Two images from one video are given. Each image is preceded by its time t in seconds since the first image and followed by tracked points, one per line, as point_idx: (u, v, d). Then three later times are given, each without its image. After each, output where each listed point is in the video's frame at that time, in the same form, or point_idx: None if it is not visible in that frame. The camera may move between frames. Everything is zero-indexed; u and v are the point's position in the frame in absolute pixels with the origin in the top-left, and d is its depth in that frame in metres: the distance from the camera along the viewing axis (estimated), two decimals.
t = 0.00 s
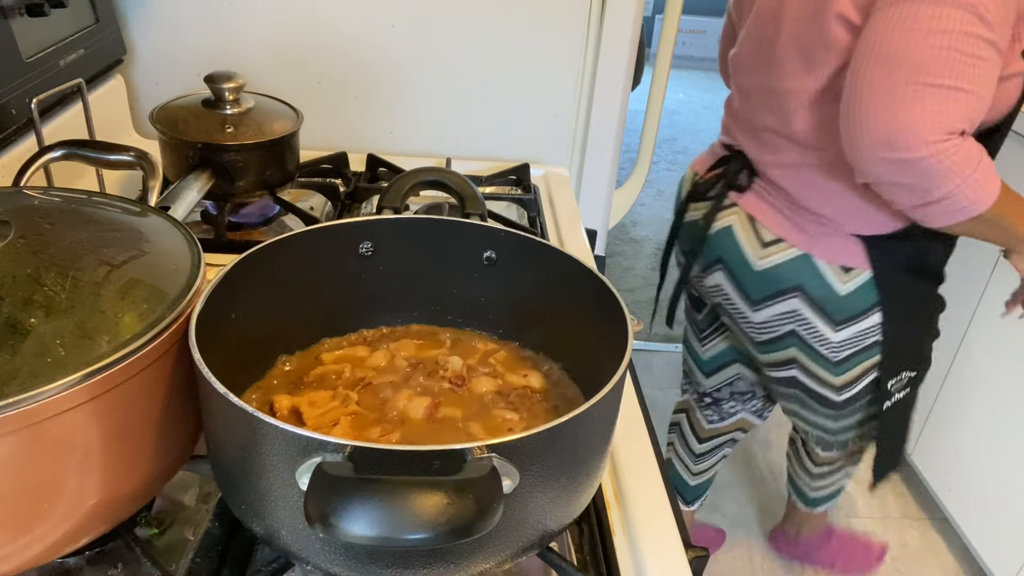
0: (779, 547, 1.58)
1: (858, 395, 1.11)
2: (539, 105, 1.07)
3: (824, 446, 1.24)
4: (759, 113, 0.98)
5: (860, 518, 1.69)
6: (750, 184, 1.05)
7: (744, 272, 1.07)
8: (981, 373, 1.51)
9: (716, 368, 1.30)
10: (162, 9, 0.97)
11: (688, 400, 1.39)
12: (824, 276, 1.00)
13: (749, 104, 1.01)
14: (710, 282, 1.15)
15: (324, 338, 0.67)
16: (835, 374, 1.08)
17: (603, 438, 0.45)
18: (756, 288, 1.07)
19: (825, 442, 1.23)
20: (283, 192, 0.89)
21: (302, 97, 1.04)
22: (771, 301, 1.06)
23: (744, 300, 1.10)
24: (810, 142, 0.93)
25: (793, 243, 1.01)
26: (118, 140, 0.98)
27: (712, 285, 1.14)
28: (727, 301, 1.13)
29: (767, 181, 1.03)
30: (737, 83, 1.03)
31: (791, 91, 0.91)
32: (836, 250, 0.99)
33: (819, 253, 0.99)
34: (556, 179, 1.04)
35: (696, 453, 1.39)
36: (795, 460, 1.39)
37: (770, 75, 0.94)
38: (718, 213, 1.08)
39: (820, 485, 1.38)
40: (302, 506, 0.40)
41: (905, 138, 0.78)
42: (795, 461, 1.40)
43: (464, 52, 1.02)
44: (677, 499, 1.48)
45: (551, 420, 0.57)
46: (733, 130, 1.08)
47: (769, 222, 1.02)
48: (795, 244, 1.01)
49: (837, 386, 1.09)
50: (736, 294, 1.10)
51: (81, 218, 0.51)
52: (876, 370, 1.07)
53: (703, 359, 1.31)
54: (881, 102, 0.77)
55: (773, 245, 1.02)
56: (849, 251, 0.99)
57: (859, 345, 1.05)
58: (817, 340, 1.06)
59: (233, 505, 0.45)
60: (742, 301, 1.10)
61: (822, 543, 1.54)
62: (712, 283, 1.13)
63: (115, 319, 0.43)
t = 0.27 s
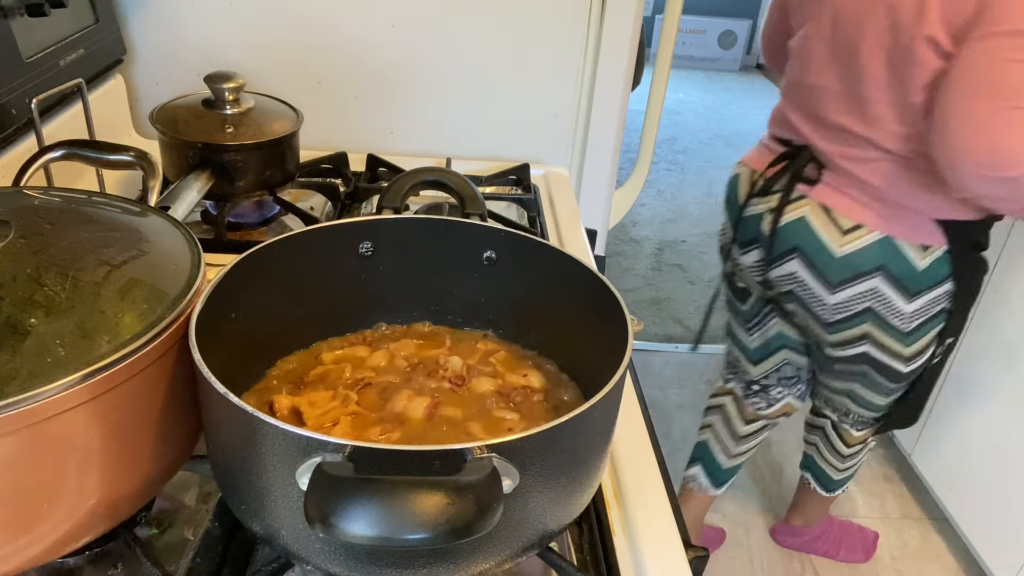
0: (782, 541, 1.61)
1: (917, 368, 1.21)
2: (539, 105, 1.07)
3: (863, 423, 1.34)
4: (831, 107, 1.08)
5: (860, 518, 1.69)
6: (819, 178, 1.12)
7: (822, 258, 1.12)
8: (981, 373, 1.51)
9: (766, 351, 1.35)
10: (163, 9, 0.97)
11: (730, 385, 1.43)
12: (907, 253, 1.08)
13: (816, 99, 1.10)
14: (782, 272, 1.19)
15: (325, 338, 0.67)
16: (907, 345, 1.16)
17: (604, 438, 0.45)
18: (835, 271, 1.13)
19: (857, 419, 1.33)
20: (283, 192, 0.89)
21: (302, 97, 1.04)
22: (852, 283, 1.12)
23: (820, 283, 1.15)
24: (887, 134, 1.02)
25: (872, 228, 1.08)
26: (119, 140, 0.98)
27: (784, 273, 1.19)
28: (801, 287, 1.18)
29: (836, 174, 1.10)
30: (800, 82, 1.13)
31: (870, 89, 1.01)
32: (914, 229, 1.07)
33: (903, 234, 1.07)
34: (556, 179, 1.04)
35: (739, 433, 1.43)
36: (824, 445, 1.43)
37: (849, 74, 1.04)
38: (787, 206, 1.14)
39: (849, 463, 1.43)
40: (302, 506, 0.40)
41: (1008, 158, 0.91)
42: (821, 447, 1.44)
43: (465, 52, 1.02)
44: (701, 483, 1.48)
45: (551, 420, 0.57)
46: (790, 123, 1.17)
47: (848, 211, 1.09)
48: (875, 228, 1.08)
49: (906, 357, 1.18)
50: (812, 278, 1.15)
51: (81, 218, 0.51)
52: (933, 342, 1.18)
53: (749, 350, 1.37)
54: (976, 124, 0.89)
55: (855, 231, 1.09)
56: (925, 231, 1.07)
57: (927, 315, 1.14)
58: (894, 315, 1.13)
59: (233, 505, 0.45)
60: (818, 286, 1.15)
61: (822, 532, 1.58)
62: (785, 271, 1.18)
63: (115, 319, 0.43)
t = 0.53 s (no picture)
0: (782, 541, 1.61)
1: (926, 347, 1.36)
2: (539, 105, 1.07)
3: (857, 404, 1.45)
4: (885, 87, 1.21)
5: (860, 518, 1.69)
6: (874, 160, 1.26)
7: (871, 239, 1.26)
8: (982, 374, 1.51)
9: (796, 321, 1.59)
10: (163, 9, 0.97)
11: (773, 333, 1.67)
12: (950, 234, 1.23)
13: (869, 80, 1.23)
14: (826, 252, 1.33)
15: (325, 339, 0.67)
16: (920, 321, 1.30)
17: (603, 438, 0.45)
18: (879, 251, 1.26)
19: (848, 399, 1.46)
20: (283, 192, 0.89)
21: (303, 97, 1.04)
22: (895, 261, 1.25)
23: (863, 263, 1.29)
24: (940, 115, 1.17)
25: (925, 208, 1.22)
26: (119, 140, 0.98)
27: (827, 254, 1.33)
28: (843, 267, 1.32)
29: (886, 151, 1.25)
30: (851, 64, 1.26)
31: (930, 77, 1.15)
32: (957, 207, 1.22)
33: (952, 215, 1.22)
34: (556, 179, 1.04)
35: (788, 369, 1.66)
36: (824, 432, 1.51)
37: (906, 60, 1.17)
38: (837, 189, 1.28)
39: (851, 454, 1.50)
40: (302, 506, 0.40)
41: None
42: (823, 431, 1.51)
43: (465, 52, 1.02)
44: (750, 410, 1.69)
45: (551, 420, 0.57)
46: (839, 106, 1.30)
47: (900, 190, 1.23)
48: (926, 209, 1.22)
49: (910, 332, 1.32)
50: (856, 259, 1.29)
51: (81, 218, 0.51)
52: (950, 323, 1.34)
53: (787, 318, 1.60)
54: None
55: (907, 212, 1.22)
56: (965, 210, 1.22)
57: (951, 293, 1.29)
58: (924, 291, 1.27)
59: (233, 504, 0.45)
60: (859, 265, 1.29)
61: (823, 531, 1.58)
62: (830, 251, 1.32)
63: (115, 319, 0.43)
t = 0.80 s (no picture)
0: (782, 540, 1.62)
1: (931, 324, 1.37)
2: (539, 105, 1.07)
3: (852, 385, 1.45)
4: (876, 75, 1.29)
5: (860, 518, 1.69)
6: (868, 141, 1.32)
7: (867, 208, 1.31)
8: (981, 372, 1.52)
9: (795, 302, 1.72)
10: (163, 8, 0.97)
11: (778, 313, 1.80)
12: (946, 204, 1.26)
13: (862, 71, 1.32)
14: (830, 226, 1.39)
15: (325, 339, 0.67)
16: (927, 295, 1.31)
17: (603, 438, 0.45)
18: (877, 221, 1.31)
19: (843, 380, 1.45)
20: (283, 192, 0.89)
21: (302, 96, 1.04)
22: (892, 230, 1.29)
23: (862, 233, 1.33)
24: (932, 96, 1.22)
25: (919, 178, 1.26)
26: (119, 140, 0.98)
27: (830, 227, 1.39)
28: (843, 238, 1.37)
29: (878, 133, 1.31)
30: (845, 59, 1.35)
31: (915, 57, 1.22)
32: (950, 180, 1.25)
33: (945, 185, 1.25)
34: (556, 179, 1.04)
35: (784, 348, 1.83)
36: (815, 418, 1.52)
37: (893, 51, 1.25)
38: (836, 168, 1.34)
39: (842, 439, 1.50)
40: (302, 506, 0.40)
41: None
42: (815, 421, 1.52)
43: (465, 52, 1.02)
44: (762, 373, 1.90)
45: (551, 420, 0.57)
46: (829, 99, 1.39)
47: (893, 164, 1.28)
48: (920, 179, 1.26)
49: (921, 307, 1.33)
50: (855, 229, 1.33)
51: (81, 218, 0.51)
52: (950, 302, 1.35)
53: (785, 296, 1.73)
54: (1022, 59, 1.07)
55: (901, 182, 1.27)
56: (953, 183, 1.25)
57: (954, 266, 1.30)
58: (925, 262, 1.29)
59: (233, 504, 0.45)
60: (859, 235, 1.33)
61: (822, 530, 1.59)
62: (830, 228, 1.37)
63: (115, 319, 0.43)
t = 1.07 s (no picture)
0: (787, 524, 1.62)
1: (905, 289, 1.40)
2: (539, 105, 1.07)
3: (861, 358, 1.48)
4: (853, 47, 1.34)
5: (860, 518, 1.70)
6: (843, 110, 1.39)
7: (830, 177, 1.39)
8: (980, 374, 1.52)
9: (796, 272, 1.76)
10: (163, 8, 0.97)
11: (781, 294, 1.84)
12: (899, 177, 1.32)
13: (845, 42, 1.36)
14: (802, 189, 1.48)
15: (325, 339, 0.67)
16: (880, 260, 1.37)
17: (604, 438, 0.45)
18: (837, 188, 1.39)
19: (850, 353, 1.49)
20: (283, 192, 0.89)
21: (302, 96, 1.04)
22: (849, 198, 1.37)
23: (826, 200, 1.42)
24: (911, 62, 1.26)
25: (878, 152, 1.33)
26: (118, 140, 0.98)
27: (801, 190, 1.48)
28: (812, 203, 1.46)
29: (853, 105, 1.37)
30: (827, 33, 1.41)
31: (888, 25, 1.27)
32: (908, 154, 1.32)
33: (900, 160, 1.31)
34: (556, 179, 1.04)
35: (788, 331, 1.83)
36: (832, 389, 1.55)
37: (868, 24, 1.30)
38: (811, 133, 1.42)
39: (857, 410, 1.53)
40: (301, 506, 0.40)
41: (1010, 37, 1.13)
42: (833, 392, 1.55)
43: (465, 52, 1.02)
44: (766, 363, 1.90)
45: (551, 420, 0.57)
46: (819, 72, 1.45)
47: (856, 136, 1.35)
48: (878, 153, 1.33)
49: (876, 271, 1.39)
50: (820, 195, 1.43)
51: (81, 218, 0.51)
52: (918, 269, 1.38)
53: (788, 269, 1.77)
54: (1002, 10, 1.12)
55: (860, 155, 1.34)
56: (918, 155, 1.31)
57: (911, 238, 1.35)
58: (878, 231, 1.35)
59: (233, 504, 0.45)
60: (823, 201, 1.43)
61: (828, 518, 1.60)
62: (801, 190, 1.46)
63: (115, 319, 0.43)
